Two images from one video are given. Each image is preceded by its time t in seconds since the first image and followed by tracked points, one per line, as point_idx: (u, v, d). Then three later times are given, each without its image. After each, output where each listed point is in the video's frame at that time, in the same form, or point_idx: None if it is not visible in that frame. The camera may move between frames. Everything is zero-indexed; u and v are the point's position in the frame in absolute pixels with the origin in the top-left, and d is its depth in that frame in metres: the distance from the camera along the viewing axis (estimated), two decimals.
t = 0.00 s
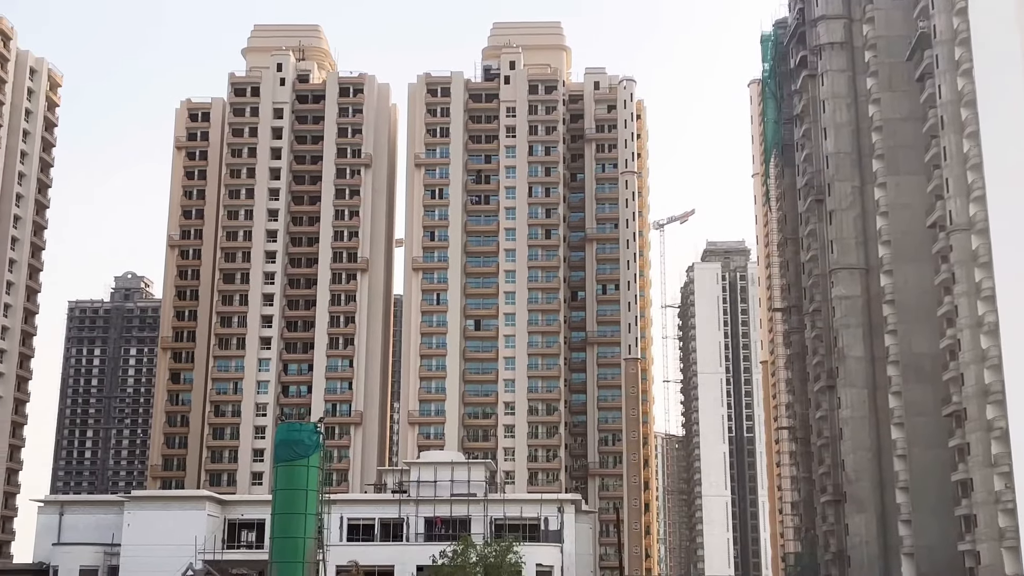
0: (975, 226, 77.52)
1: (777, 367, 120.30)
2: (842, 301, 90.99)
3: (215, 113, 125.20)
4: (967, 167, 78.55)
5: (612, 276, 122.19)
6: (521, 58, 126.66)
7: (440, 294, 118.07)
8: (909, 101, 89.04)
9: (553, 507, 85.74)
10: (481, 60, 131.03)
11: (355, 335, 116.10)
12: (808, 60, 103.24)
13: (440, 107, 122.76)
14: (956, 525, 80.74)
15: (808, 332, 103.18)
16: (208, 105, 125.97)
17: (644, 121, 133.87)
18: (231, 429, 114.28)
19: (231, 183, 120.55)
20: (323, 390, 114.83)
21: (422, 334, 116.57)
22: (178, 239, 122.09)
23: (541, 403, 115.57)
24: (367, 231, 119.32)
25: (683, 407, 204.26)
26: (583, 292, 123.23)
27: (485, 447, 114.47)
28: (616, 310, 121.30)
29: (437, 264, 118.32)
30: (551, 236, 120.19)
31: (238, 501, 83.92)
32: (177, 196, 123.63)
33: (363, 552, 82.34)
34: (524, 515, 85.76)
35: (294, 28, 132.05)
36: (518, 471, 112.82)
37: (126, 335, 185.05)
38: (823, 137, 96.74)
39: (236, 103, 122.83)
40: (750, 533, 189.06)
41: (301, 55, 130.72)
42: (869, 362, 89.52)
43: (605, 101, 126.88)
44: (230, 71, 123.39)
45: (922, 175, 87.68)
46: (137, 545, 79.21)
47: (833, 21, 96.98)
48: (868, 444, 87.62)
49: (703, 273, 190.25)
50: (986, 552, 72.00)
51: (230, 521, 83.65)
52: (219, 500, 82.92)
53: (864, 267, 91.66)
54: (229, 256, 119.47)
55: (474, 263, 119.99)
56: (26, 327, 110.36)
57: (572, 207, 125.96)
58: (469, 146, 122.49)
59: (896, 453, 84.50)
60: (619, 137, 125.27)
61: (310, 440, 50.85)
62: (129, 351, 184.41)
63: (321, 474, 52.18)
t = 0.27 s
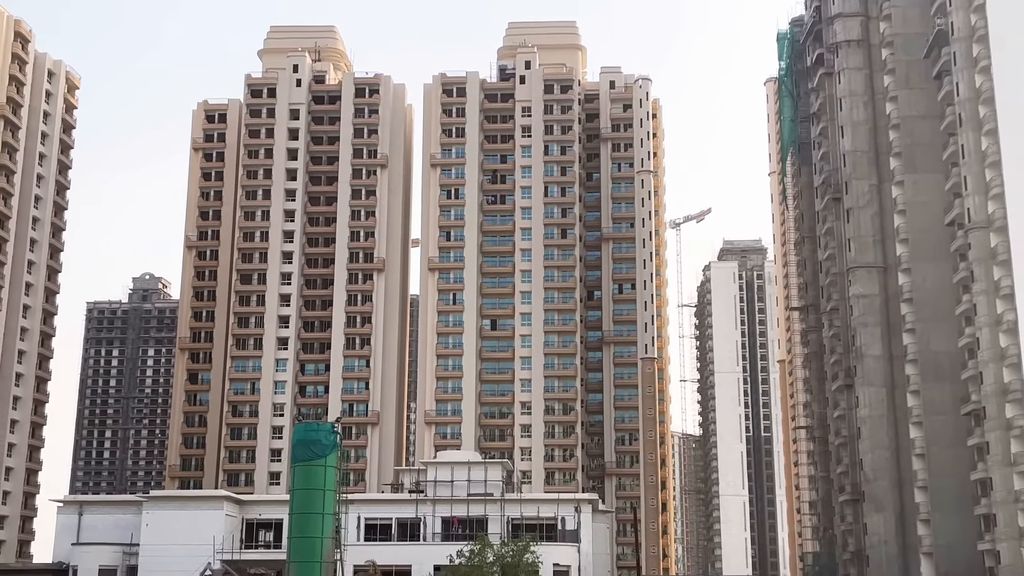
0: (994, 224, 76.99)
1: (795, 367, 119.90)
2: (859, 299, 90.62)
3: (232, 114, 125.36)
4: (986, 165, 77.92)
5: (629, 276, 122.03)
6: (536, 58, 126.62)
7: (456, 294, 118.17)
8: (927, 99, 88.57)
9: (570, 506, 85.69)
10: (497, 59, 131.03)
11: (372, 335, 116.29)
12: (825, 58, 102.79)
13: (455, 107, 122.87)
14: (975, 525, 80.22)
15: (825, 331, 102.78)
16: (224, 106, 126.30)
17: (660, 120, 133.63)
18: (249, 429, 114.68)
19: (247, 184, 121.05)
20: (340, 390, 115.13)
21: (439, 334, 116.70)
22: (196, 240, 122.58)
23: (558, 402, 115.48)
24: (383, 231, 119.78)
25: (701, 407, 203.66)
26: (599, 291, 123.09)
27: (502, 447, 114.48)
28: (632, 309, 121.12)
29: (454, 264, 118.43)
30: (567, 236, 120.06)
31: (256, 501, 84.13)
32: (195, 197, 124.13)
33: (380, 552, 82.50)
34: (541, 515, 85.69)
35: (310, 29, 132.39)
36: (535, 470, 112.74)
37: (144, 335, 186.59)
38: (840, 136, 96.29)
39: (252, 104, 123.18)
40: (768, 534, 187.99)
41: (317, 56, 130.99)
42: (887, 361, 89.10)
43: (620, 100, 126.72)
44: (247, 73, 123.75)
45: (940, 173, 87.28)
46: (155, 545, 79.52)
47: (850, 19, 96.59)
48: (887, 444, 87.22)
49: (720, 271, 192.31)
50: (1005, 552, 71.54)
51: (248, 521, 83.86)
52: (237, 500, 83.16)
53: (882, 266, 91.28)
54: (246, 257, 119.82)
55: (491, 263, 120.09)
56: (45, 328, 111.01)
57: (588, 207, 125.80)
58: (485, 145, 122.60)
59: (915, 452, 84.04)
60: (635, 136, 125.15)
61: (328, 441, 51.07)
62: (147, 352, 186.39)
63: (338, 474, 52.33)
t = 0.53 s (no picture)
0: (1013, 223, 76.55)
1: (812, 367, 119.42)
2: (877, 299, 90.25)
3: (248, 116, 125.72)
4: (1004, 163, 77.57)
5: (645, 276, 121.85)
6: (552, 58, 126.56)
7: (472, 294, 118.12)
8: (944, 97, 87.99)
9: (587, 506, 85.82)
10: (512, 60, 131.01)
11: (388, 335, 116.51)
12: (841, 57, 102.41)
13: (471, 108, 122.97)
14: (995, 525, 79.67)
15: (843, 331, 102.31)
16: (241, 108, 126.71)
17: (676, 119, 133.36)
18: (266, 430, 114.97)
19: (264, 186, 121.39)
20: (357, 390, 115.20)
21: (455, 335, 116.78)
22: (213, 242, 123.01)
23: (574, 403, 115.32)
24: (399, 232, 119.91)
25: (718, 407, 202.99)
26: (616, 291, 122.92)
27: (519, 447, 114.44)
28: (649, 309, 120.93)
29: (470, 265, 118.49)
30: (583, 236, 119.93)
31: (273, 501, 84.38)
32: (212, 199, 124.57)
33: (397, 553, 82.35)
34: (558, 515, 85.78)
35: (326, 31, 132.72)
36: (552, 471, 112.65)
37: (162, 336, 187.06)
38: (857, 134, 95.90)
39: (268, 106, 123.51)
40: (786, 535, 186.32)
41: (333, 58, 131.28)
42: (905, 360, 88.65)
43: (636, 100, 126.54)
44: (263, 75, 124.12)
45: (958, 171, 86.77)
46: (174, 546, 79.84)
47: (866, 18, 96.20)
48: (905, 443, 86.82)
49: (737, 270, 195.34)
50: None
51: (266, 521, 84.15)
52: (255, 501, 83.47)
53: (899, 265, 90.86)
54: (263, 258, 120.16)
55: (507, 263, 120.14)
56: (63, 330, 111.60)
57: (604, 207, 125.69)
58: (501, 146, 122.65)
59: (933, 452, 83.58)
60: (650, 136, 124.96)
61: (345, 441, 51.18)
62: (165, 353, 186.62)
63: (355, 474, 52.46)
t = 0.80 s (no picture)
0: None
1: (830, 367, 118.90)
2: (895, 299, 89.89)
3: (265, 118, 126.14)
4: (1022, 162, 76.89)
5: (661, 276, 121.66)
6: (567, 58, 126.54)
7: (488, 295, 118.34)
8: (962, 95, 87.45)
9: (604, 508, 85.38)
10: (527, 61, 131.04)
11: (405, 336, 116.70)
12: (858, 56, 102.06)
13: (487, 109, 123.09)
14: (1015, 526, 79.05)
15: (861, 330, 101.89)
16: (257, 110, 127.13)
17: (692, 119, 133.12)
18: (283, 431, 115.23)
19: (281, 187, 121.73)
20: (374, 391, 115.44)
21: (471, 336, 116.84)
22: (230, 243, 123.42)
23: (590, 403, 115.15)
24: (415, 233, 120.07)
25: (735, 408, 202.41)
26: (632, 292, 122.74)
27: (535, 448, 114.38)
28: (665, 310, 120.71)
29: (485, 266, 118.64)
30: (599, 237, 119.81)
31: (291, 502, 84.46)
32: (229, 201, 125.00)
33: (413, 554, 82.66)
34: (575, 516, 85.55)
35: (341, 33, 133.00)
36: (568, 472, 112.52)
37: (179, 338, 188.25)
38: (874, 133, 95.54)
39: (285, 108, 123.89)
40: (804, 537, 185.68)
41: (349, 60, 131.60)
42: (923, 360, 88.26)
43: (651, 100, 126.40)
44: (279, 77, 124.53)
45: (976, 169, 86.18)
46: (191, 547, 80.10)
47: (882, 16, 95.80)
48: (923, 443, 86.41)
49: (753, 271, 193.40)
50: None
51: (283, 522, 84.34)
52: (273, 502, 83.71)
53: (917, 264, 90.49)
54: (280, 260, 120.50)
55: (522, 264, 120.12)
56: (82, 332, 112.12)
57: (620, 207, 125.54)
58: (516, 147, 122.69)
59: (952, 452, 83.13)
60: (666, 136, 124.80)
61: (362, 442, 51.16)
62: (183, 355, 187.98)
63: (373, 475, 52.46)
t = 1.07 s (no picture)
0: None
1: (847, 368, 118.39)
2: (912, 299, 89.51)
3: (280, 120, 126.54)
4: None
5: (677, 276, 121.42)
6: (582, 59, 126.50)
7: (503, 296, 118.33)
8: (979, 94, 86.71)
9: (620, 509, 85.28)
10: (542, 62, 131.06)
11: (420, 337, 116.80)
12: (874, 55, 101.68)
13: (501, 109, 123.15)
14: None
15: (878, 331, 101.46)
16: (273, 112, 127.53)
17: (708, 119, 132.86)
18: (300, 432, 115.51)
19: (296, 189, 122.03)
20: (390, 393, 115.64)
21: (487, 337, 116.87)
22: (246, 245, 123.81)
23: (606, 404, 114.94)
24: (430, 234, 120.12)
25: (751, 409, 201.83)
26: (647, 293, 122.54)
27: (551, 449, 114.23)
28: (681, 310, 120.48)
29: (500, 267, 118.68)
30: (614, 237, 119.65)
31: (308, 503, 84.93)
32: (245, 203, 125.41)
33: (429, 555, 82.31)
34: (591, 517, 85.57)
35: (357, 35, 133.30)
36: (584, 472, 112.34)
37: (196, 340, 189.05)
38: (891, 132, 95.16)
39: (300, 110, 124.25)
40: (821, 537, 185.42)
41: (364, 62, 131.90)
42: (940, 360, 87.83)
43: (667, 100, 126.24)
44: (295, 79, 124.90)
45: (994, 168, 85.32)
46: (209, 548, 80.31)
47: (899, 15, 95.36)
48: (941, 444, 85.98)
49: (770, 272, 194.13)
50: None
51: (299, 523, 84.61)
52: (290, 502, 84.03)
53: (934, 264, 90.08)
54: (296, 261, 120.82)
55: (538, 265, 120.01)
56: (99, 334, 112.67)
57: (635, 208, 125.39)
58: (531, 147, 122.69)
59: (970, 453, 82.55)
60: (682, 136, 124.59)
61: (377, 443, 51.09)
62: (199, 357, 188.67)
63: (389, 475, 52.44)
